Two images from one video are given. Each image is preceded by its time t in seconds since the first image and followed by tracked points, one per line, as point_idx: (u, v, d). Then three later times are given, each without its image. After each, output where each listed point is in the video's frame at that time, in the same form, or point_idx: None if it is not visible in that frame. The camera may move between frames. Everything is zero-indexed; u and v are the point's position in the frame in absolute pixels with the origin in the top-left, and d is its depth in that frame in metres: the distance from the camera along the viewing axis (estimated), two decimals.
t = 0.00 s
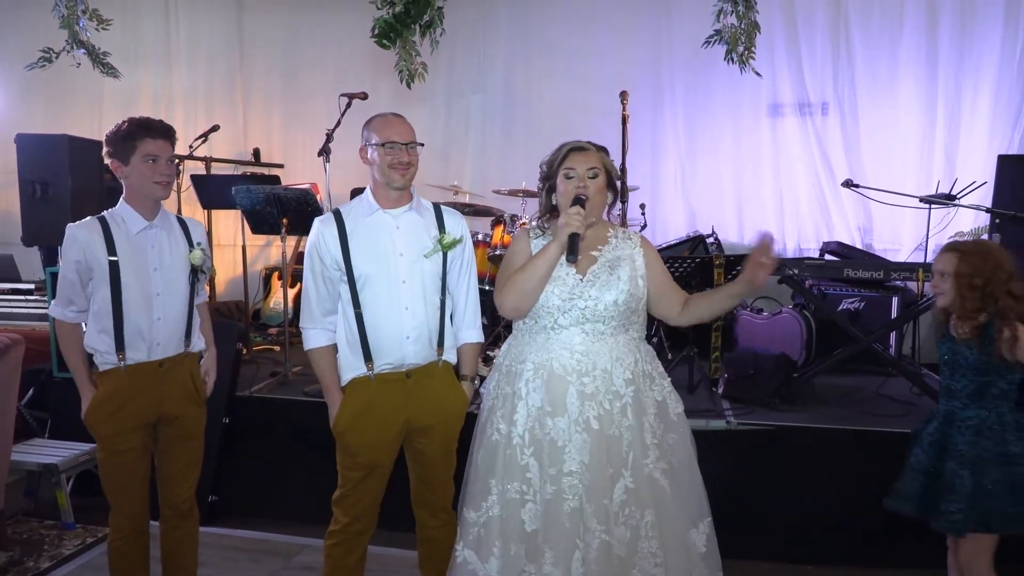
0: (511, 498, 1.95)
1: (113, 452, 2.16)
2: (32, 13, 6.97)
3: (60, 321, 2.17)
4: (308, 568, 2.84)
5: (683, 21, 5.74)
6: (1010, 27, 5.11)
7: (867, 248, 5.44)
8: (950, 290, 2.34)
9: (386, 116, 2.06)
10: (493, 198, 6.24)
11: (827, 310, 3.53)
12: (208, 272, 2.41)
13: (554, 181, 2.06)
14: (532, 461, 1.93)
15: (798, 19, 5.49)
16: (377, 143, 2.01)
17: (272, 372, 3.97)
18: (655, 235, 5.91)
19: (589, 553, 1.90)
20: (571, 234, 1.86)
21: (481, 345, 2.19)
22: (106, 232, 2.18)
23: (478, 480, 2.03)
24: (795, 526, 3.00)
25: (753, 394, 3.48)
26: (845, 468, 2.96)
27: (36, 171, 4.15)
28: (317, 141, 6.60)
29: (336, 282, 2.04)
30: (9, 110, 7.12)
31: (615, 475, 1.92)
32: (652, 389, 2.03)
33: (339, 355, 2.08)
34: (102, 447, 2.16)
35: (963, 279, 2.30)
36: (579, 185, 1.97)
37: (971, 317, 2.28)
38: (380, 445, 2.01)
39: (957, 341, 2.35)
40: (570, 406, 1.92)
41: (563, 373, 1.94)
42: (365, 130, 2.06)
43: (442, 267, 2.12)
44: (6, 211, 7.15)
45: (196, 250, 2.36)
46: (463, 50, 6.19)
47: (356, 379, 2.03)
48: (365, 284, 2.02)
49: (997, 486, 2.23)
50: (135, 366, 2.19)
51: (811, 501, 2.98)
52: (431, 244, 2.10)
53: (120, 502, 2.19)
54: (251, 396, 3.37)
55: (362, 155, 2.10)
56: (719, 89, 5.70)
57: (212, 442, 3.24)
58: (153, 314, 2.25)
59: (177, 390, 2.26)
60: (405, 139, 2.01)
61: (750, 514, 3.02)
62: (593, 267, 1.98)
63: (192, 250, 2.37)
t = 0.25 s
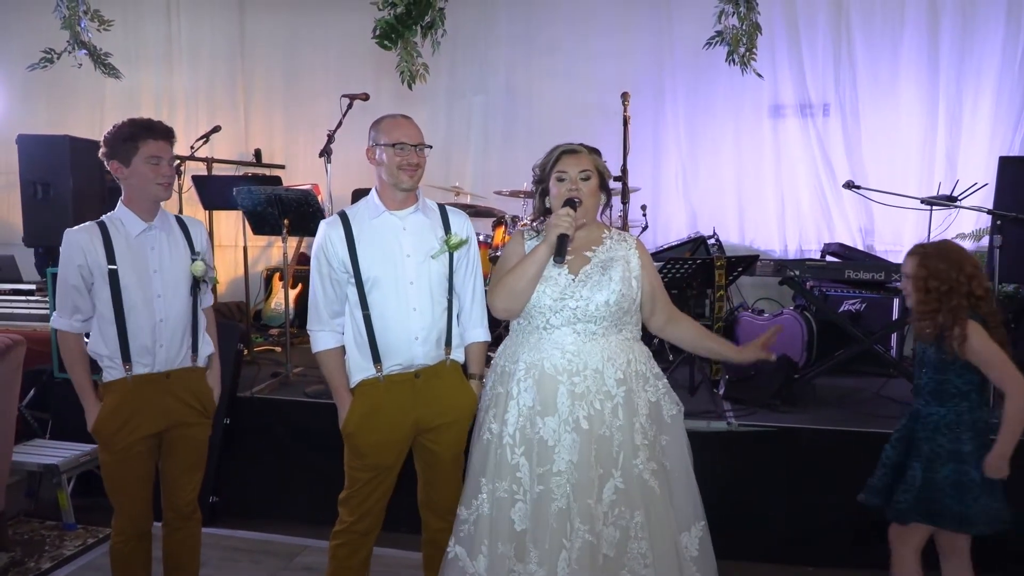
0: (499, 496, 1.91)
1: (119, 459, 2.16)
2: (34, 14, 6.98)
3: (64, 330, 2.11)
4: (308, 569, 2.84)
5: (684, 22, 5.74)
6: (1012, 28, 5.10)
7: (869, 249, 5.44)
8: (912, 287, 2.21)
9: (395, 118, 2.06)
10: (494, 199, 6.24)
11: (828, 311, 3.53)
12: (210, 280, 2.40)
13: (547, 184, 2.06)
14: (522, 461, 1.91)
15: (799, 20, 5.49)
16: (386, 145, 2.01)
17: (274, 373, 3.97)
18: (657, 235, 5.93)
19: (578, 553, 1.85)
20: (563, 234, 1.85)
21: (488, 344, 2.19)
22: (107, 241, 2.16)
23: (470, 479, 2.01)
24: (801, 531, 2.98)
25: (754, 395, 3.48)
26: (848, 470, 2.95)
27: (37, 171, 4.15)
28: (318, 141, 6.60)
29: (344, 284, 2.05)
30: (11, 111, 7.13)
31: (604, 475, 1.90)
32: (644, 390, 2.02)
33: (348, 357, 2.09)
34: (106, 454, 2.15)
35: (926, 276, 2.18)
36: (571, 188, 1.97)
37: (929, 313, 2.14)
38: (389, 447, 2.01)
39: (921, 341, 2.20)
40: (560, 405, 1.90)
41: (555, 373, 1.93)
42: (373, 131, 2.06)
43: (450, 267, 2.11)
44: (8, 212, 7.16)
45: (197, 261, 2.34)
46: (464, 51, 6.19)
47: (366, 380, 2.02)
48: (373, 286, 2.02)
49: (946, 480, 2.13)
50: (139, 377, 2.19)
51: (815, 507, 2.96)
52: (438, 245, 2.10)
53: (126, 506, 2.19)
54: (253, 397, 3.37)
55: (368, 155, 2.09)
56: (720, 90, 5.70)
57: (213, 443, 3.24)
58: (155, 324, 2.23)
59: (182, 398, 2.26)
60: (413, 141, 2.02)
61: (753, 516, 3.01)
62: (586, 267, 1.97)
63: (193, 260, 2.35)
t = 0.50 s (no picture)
0: (499, 496, 1.92)
1: (118, 466, 2.15)
2: (34, 14, 6.98)
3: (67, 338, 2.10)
4: (308, 570, 2.84)
5: (684, 23, 5.74)
6: (1011, 29, 5.11)
7: (868, 249, 5.44)
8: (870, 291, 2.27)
9: (401, 119, 2.06)
10: (495, 200, 6.25)
11: (828, 312, 3.53)
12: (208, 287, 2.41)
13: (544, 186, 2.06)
14: (521, 460, 1.92)
15: (799, 21, 5.50)
16: (391, 145, 2.01)
17: (274, 374, 3.97)
18: (657, 235, 5.94)
19: (579, 554, 1.84)
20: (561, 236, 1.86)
21: (492, 344, 2.20)
22: (110, 248, 2.15)
23: (469, 480, 2.01)
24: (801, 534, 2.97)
25: (754, 394, 3.47)
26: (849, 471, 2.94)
27: (37, 172, 4.15)
28: (318, 142, 6.60)
29: (349, 286, 2.05)
30: (11, 111, 7.13)
31: (603, 474, 1.90)
32: (643, 389, 2.02)
33: (353, 359, 2.09)
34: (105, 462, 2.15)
35: (881, 281, 2.24)
36: (569, 190, 1.97)
37: (881, 317, 2.19)
38: (394, 449, 2.01)
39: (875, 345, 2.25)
40: (559, 405, 1.91)
41: (553, 373, 1.93)
42: (377, 133, 2.07)
43: (455, 267, 2.12)
44: (8, 212, 7.16)
45: (196, 269, 2.35)
46: (464, 52, 6.20)
47: (372, 382, 2.02)
48: (378, 287, 2.02)
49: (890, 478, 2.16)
50: (140, 386, 2.18)
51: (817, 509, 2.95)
52: (442, 246, 2.10)
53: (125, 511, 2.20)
54: (253, 397, 3.37)
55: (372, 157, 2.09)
56: (720, 91, 5.70)
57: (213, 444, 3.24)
58: (157, 331, 2.23)
59: (182, 406, 2.26)
60: (422, 143, 2.03)
61: (753, 517, 3.00)
62: (583, 267, 1.98)
63: (192, 268, 2.35)
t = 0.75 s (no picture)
0: (499, 499, 1.93)
1: (119, 471, 2.16)
2: (34, 17, 7.00)
3: (73, 348, 2.11)
4: (309, 572, 2.84)
5: (683, 26, 5.76)
6: (1009, 31, 5.12)
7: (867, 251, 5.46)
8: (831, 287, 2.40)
9: (402, 122, 2.07)
10: (494, 203, 6.26)
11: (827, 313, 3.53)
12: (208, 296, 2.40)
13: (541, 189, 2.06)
14: (521, 462, 1.93)
15: (798, 24, 5.52)
16: (392, 147, 2.03)
17: (274, 376, 3.97)
18: (656, 238, 5.93)
19: (581, 557, 1.85)
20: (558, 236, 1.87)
21: (492, 347, 2.20)
22: (112, 255, 2.15)
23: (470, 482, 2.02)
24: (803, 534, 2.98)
25: (753, 397, 3.48)
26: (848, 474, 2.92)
27: (37, 174, 4.15)
28: (318, 144, 6.61)
29: (350, 287, 2.06)
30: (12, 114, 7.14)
31: (602, 476, 1.91)
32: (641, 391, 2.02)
33: (353, 360, 2.10)
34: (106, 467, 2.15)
35: (840, 277, 2.36)
36: (566, 193, 1.98)
37: (836, 315, 2.33)
38: (393, 451, 2.01)
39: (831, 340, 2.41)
40: (557, 407, 1.91)
41: (551, 374, 1.94)
42: (379, 134, 2.08)
43: (455, 269, 2.12)
44: (8, 214, 7.17)
45: (194, 279, 2.34)
46: (464, 55, 6.22)
47: (372, 383, 2.03)
48: (379, 289, 2.03)
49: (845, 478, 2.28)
50: (142, 395, 2.18)
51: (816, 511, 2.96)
52: (443, 248, 2.11)
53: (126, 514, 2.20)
54: (254, 399, 3.37)
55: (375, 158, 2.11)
56: (719, 93, 5.72)
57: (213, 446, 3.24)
58: (159, 339, 2.23)
59: (185, 413, 2.26)
60: (426, 146, 2.05)
61: (753, 519, 3.01)
62: (581, 270, 1.99)
63: (190, 277, 2.35)
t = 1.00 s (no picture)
0: (496, 500, 1.93)
1: (122, 468, 2.16)
2: (34, 18, 7.00)
3: (66, 345, 2.07)
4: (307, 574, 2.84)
5: (682, 28, 5.77)
6: (1007, 34, 5.13)
7: (865, 253, 5.47)
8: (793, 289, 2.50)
9: (400, 122, 2.08)
10: (493, 204, 6.27)
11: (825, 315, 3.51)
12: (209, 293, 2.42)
13: (539, 191, 2.07)
14: (518, 464, 1.93)
15: (796, 26, 5.53)
16: (391, 148, 2.03)
17: (273, 377, 3.98)
18: (654, 239, 5.94)
19: (578, 559, 1.85)
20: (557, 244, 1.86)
21: (488, 349, 2.21)
22: (121, 256, 2.16)
23: (467, 484, 2.02)
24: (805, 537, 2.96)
25: (753, 398, 3.47)
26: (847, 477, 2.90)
27: (36, 175, 4.16)
28: (317, 146, 6.61)
29: (347, 288, 2.06)
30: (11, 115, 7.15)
31: (599, 479, 1.91)
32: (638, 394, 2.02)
33: (349, 361, 2.11)
34: (110, 462, 2.15)
35: (801, 280, 2.46)
36: (564, 194, 1.98)
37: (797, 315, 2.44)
38: (389, 451, 2.02)
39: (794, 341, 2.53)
40: (554, 410, 1.92)
41: (548, 378, 1.94)
42: (377, 135, 2.09)
43: (452, 272, 2.13)
44: (7, 215, 7.17)
45: (197, 274, 2.36)
46: (463, 57, 6.23)
47: (367, 384, 2.04)
48: (375, 290, 2.03)
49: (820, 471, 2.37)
50: (146, 387, 2.19)
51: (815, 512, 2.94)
52: (441, 251, 2.12)
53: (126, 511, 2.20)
54: (253, 400, 3.37)
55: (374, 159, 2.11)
56: (717, 95, 5.73)
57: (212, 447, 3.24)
58: (162, 337, 2.24)
59: (188, 409, 2.27)
60: (425, 147, 2.06)
61: (751, 520, 3.02)
62: (578, 273, 1.99)
63: (193, 272, 2.36)
